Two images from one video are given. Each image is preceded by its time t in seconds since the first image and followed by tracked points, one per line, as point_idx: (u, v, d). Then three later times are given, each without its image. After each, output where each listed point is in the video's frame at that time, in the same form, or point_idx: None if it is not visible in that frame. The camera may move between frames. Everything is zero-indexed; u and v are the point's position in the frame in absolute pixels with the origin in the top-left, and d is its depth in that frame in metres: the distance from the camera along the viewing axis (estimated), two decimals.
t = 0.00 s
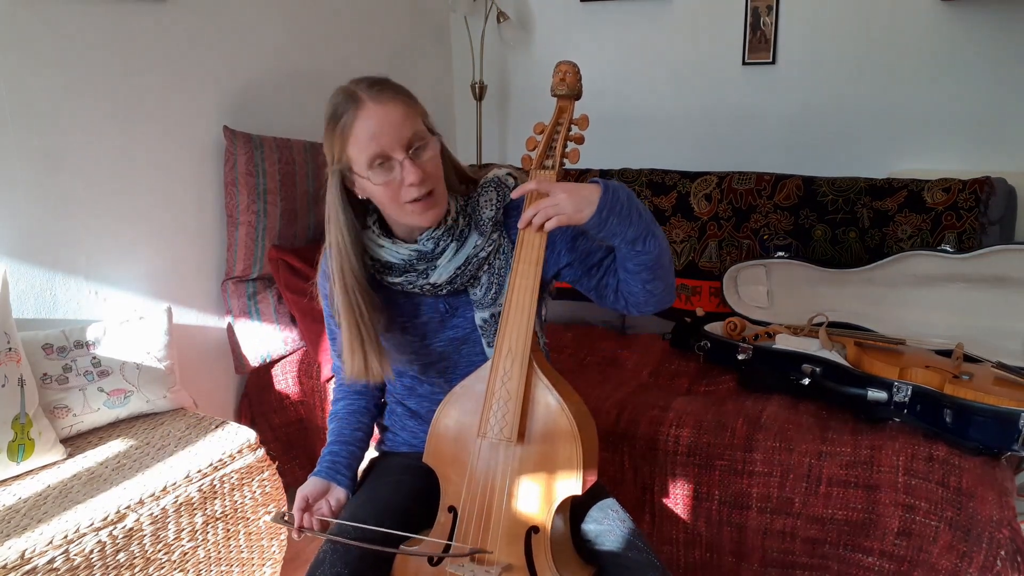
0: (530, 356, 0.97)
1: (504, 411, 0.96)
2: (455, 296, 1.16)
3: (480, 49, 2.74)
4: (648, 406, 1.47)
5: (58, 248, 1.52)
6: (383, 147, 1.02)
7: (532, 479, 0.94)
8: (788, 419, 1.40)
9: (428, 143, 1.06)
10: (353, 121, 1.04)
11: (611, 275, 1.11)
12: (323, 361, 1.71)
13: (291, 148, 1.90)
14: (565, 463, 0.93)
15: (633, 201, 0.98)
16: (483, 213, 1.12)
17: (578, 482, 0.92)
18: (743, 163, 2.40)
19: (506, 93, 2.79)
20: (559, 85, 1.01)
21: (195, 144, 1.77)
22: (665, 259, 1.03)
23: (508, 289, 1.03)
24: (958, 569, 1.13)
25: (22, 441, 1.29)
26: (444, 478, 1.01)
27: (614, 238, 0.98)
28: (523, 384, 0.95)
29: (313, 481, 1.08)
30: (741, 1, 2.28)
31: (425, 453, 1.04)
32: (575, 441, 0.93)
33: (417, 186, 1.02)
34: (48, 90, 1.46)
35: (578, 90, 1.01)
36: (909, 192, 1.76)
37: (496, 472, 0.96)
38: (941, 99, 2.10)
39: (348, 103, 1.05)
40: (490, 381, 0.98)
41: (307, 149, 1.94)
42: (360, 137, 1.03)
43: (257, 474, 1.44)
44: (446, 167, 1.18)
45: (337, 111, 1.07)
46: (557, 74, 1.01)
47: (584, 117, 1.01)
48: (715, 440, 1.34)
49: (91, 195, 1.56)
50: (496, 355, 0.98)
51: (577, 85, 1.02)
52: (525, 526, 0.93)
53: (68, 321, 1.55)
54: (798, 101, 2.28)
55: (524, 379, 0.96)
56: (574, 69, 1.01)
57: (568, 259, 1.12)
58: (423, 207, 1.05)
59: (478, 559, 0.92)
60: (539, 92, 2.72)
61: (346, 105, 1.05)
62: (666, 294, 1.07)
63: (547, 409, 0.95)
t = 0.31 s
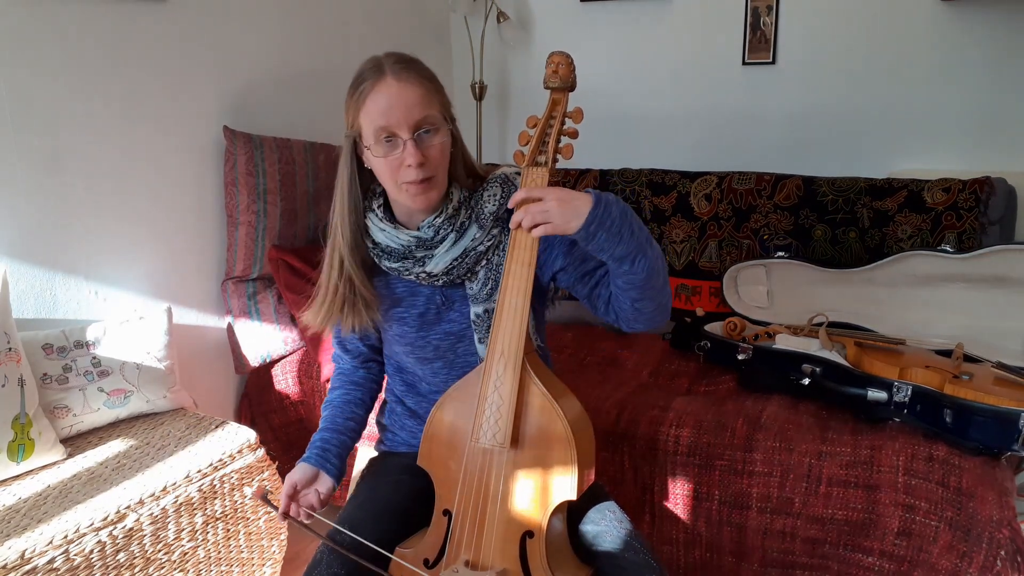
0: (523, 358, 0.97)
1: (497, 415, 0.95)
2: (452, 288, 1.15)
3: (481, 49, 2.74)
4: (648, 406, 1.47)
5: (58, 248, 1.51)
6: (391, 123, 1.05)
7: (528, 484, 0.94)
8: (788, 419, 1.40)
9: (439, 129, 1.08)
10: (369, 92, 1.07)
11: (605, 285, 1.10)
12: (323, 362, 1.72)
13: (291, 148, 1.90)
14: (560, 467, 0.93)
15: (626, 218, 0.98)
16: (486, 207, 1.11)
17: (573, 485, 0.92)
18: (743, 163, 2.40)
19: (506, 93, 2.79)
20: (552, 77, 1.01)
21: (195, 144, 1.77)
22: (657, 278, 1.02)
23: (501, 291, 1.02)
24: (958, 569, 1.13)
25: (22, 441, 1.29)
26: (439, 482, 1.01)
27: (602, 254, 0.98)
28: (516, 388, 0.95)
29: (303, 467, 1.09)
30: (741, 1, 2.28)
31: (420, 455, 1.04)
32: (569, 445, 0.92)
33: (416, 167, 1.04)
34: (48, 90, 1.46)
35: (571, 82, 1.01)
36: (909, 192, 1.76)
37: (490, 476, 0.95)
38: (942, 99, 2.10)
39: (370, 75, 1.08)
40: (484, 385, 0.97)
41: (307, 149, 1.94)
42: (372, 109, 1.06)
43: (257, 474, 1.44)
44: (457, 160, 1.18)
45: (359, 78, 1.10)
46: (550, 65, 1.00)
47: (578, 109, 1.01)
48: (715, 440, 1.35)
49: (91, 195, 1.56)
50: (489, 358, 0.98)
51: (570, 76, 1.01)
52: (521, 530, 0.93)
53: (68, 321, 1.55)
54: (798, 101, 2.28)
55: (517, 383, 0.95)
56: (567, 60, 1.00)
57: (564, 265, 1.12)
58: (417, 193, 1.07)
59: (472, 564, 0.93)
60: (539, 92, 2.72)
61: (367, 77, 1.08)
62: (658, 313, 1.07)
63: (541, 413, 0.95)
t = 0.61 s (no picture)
0: (526, 356, 0.97)
1: (500, 413, 0.96)
2: (453, 282, 1.16)
3: (481, 49, 2.74)
4: (648, 406, 1.47)
5: (57, 247, 1.51)
6: (400, 142, 1.00)
7: (530, 481, 0.94)
8: (788, 419, 1.40)
9: (447, 142, 1.04)
10: (379, 105, 1.02)
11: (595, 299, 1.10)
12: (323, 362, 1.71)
13: (291, 148, 1.90)
14: (562, 466, 0.93)
15: (627, 241, 0.99)
16: (492, 203, 1.12)
17: (575, 484, 0.92)
18: (743, 163, 2.40)
19: (506, 93, 2.79)
20: (556, 80, 1.01)
21: (195, 144, 1.77)
22: (645, 305, 1.03)
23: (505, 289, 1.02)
24: (958, 569, 1.13)
25: (22, 441, 1.29)
26: (442, 479, 1.01)
27: (597, 271, 0.99)
28: (519, 386, 0.95)
29: (302, 427, 1.09)
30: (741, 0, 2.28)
31: (422, 453, 1.04)
32: (571, 444, 0.92)
33: (424, 185, 1.02)
34: (48, 90, 1.46)
35: (575, 85, 1.01)
36: (909, 192, 1.76)
37: (493, 474, 0.96)
38: (942, 99, 2.10)
39: (381, 84, 1.03)
40: (486, 383, 0.98)
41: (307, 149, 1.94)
42: (380, 124, 1.01)
43: (257, 474, 1.44)
44: (465, 153, 1.16)
45: (369, 83, 1.05)
46: (554, 69, 1.01)
47: (581, 113, 1.01)
48: (716, 440, 1.35)
49: (90, 194, 1.56)
50: (492, 356, 0.98)
51: (574, 81, 1.01)
52: (523, 528, 0.93)
53: (68, 321, 1.55)
54: (798, 101, 2.28)
55: (520, 381, 0.95)
56: (571, 64, 1.00)
57: (560, 273, 1.12)
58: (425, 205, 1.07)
59: (473, 561, 0.93)
60: (539, 92, 2.72)
61: (377, 85, 1.03)
62: (637, 341, 1.07)
63: (543, 412, 0.95)
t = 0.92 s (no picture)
0: (527, 354, 0.97)
1: (500, 411, 0.96)
2: (456, 282, 1.16)
3: (481, 49, 2.74)
4: (648, 406, 1.47)
5: (58, 248, 1.51)
6: (402, 168, 1.00)
7: (531, 478, 0.94)
8: (788, 419, 1.40)
9: (448, 163, 1.04)
10: (382, 129, 1.00)
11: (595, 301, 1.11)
12: (324, 361, 1.71)
13: (291, 148, 1.90)
14: (562, 463, 0.93)
15: (626, 240, 1.00)
16: (495, 204, 1.12)
17: (575, 482, 0.92)
18: (743, 163, 2.40)
19: (506, 93, 2.79)
20: (556, 87, 1.01)
21: (195, 144, 1.77)
22: (644, 304, 1.03)
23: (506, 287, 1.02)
24: (958, 569, 1.13)
25: (22, 441, 1.29)
26: (442, 476, 1.01)
27: (597, 269, 0.99)
28: (519, 383, 0.95)
29: (321, 434, 1.10)
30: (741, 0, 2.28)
31: (424, 451, 1.04)
32: (571, 441, 0.92)
33: (425, 203, 1.04)
34: (48, 90, 1.46)
35: (575, 92, 1.01)
36: (909, 192, 1.76)
37: (493, 471, 0.96)
38: (942, 99, 2.10)
39: (384, 106, 1.00)
40: (487, 381, 0.98)
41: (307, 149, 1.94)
42: (383, 149, 1.00)
43: (257, 474, 1.44)
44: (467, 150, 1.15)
45: (372, 102, 1.02)
46: (554, 75, 1.01)
47: (581, 117, 1.01)
48: (716, 440, 1.34)
49: (91, 194, 1.56)
50: (493, 353, 0.98)
51: (574, 87, 1.01)
52: (523, 525, 0.93)
53: (68, 321, 1.55)
54: (798, 101, 2.28)
55: (520, 378, 0.95)
56: (571, 70, 1.00)
57: (561, 274, 1.12)
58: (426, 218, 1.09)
59: (474, 558, 0.93)
60: (539, 92, 2.72)
61: (381, 107, 1.01)
62: (638, 341, 1.07)
63: (543, 409, 0.95)
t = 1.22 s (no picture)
0: (527, 354, 0.97)
1: (500, 410, 0.96)
2: (459, 283, 1.16)
3: (481, 49, 2.74)
4: (648, 406, 1.47)
5: (58, 248, 1.52)
6: (421, 147, 1.02)
7: (531, 478, 0.94)
8: (788, 419, 1.40)
9: (454, 137, 1.07)
10: (384, 123, 1.04)
11: (605, 290, 1.11)
12: (323, 361, 1.71)
13: (291, 148, 1.90)
14: (562, 463, 0.93)
15: (630, 223, 1.01)
16: (495, 203, 1.11)
17: (575, 482, 0.92)
18: (743, 163, 2.40)
19: (506, 93, 2.79)
20: (556, 86, 1.01)
21: (195, 144, 1.77)
22: (655, 285, 1.04)
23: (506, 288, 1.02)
24: (958, 569, 1.13)
25: (22, 441, 1.29)
26: (442, 477, 1.01)
27: (606, 254, 1.00)
28: (520, 383, 0.95)
29: (337, 441, 1.11)
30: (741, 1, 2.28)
31: (424, 451, 1.04)
32: (572, 441, 0.92)
33: (454, 181, 1.03)
34: (48, 90, 1.46)
35: (575, 91, 1.01)
36: (909, 192, 1.76)
37: (494, 470, 0.96)
38: (942, 99, 2.10)
39: (376, 102, 1.04)
40: (487, 380, 0.98)
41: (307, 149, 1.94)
42: (396, 140, 1.02)
43: (257, 474, 1.44)
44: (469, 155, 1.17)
45: (362, 112, 1.06)
46: (555, 75, 1.00)
47: (582, 117, 1.01)
48: (715, 440, 1.34)
49: (91, 195, 1.56)
50: (493, 353, 0.98)
51: (575, 86, 1.01)
52: (522, 524, 0.93)
53: (68, 321, 1.55)
54: (798, 101, 2.28)
55: (521, 378, 0.95)
56: (571, 69, 1.00)
57: (568, 267, 1.13)
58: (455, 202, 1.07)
59: (474, 558, 0.93)
60: (539, 92, 2.72)
61: (372, 108, 1.04)
62: (653, 322, 1.07)
63: (543, 409, 0.95)
